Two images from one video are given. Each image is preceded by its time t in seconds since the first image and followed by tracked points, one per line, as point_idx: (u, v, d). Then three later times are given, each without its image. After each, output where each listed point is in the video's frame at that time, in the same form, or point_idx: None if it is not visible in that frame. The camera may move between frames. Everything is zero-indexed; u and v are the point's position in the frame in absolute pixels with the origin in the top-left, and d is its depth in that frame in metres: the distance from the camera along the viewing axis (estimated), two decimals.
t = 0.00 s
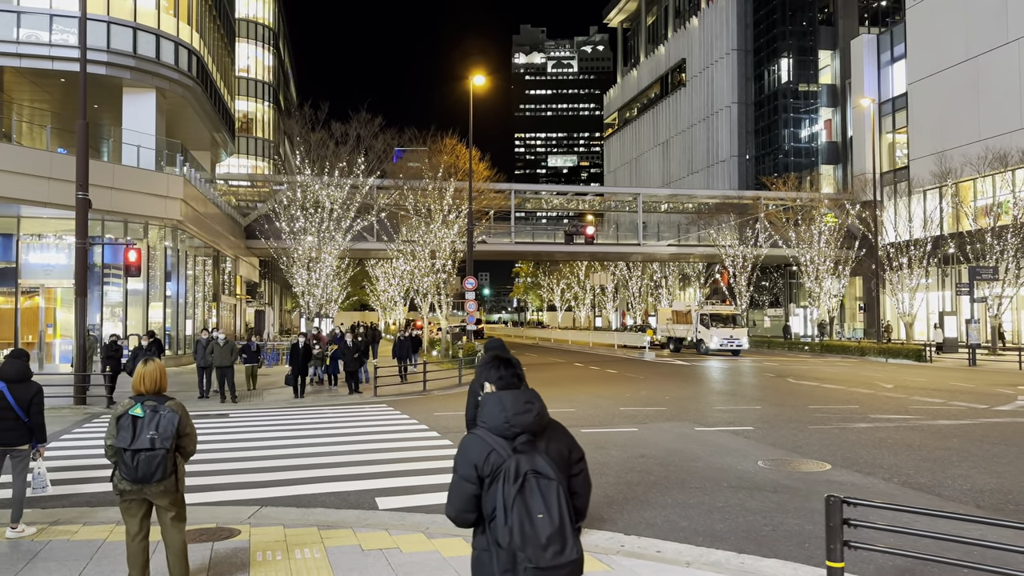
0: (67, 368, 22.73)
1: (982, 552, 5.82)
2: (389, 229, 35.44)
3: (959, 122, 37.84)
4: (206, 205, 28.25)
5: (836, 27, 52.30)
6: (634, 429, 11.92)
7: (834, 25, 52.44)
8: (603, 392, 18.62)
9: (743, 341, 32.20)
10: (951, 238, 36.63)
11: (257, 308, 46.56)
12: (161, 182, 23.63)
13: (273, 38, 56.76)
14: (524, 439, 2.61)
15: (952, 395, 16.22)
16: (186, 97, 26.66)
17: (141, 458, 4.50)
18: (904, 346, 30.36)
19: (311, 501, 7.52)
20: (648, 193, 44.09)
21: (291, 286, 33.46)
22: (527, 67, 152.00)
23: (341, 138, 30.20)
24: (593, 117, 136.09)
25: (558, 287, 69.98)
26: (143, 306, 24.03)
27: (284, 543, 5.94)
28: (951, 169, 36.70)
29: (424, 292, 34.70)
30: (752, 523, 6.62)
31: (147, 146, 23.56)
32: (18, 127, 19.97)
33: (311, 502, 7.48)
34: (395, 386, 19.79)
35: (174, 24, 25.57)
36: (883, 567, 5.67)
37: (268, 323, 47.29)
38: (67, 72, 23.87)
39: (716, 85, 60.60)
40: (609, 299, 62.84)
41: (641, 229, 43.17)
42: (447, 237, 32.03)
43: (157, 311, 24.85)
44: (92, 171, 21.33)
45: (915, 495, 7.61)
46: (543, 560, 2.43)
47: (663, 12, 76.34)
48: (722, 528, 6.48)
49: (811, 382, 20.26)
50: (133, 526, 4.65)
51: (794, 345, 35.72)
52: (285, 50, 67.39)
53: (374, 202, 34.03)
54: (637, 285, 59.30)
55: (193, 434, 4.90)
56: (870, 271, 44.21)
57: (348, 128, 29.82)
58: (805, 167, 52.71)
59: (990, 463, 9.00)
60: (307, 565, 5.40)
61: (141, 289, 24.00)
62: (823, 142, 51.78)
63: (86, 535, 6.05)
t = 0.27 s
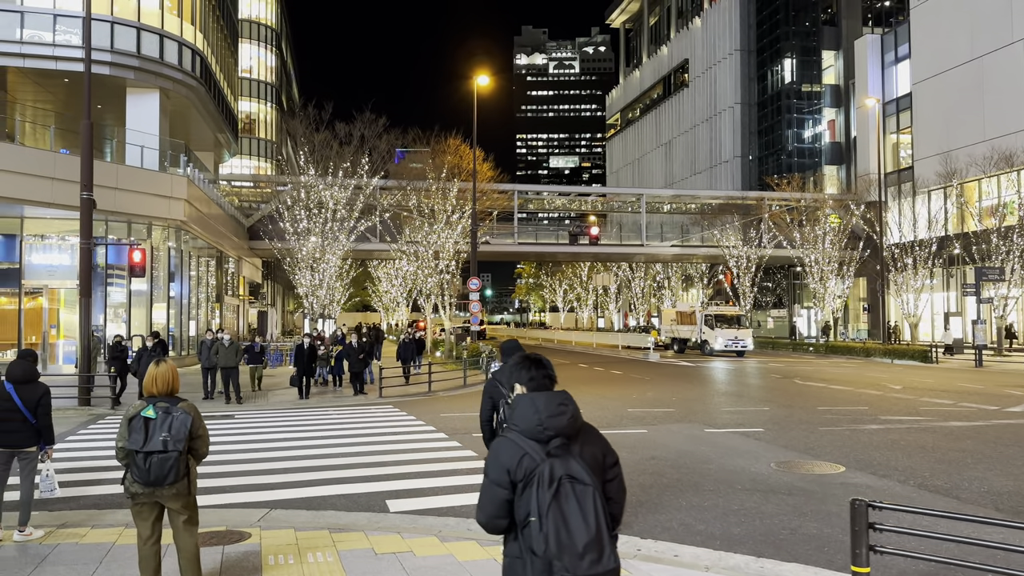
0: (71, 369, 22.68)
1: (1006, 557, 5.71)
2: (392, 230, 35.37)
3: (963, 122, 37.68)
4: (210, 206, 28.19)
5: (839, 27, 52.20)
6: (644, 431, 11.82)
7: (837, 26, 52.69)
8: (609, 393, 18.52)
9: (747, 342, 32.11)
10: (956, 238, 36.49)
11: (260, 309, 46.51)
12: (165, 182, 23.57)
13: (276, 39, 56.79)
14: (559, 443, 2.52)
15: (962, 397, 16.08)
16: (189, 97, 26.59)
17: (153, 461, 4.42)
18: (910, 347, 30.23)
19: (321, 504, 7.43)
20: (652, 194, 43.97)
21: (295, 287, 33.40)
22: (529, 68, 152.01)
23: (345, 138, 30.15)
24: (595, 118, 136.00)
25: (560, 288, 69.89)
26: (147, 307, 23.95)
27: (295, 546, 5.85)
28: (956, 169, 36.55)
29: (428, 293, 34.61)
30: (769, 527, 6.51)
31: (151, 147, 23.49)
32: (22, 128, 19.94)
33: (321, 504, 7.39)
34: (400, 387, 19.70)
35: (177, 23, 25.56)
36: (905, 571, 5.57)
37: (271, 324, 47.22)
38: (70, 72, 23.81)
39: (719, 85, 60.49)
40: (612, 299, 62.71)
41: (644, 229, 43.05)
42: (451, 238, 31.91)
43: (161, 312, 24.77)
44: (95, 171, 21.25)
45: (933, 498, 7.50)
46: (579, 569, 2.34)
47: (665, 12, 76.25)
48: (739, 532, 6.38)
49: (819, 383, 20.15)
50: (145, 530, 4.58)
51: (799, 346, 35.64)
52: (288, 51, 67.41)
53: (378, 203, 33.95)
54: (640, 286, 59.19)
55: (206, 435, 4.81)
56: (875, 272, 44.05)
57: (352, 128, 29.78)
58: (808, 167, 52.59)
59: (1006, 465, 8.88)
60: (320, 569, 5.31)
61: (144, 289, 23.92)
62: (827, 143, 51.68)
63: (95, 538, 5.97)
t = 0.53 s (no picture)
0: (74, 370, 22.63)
1: None
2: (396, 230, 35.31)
3: (968, 122, 37.54)
4: (213, 206, 28.13)
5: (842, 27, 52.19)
6: (652, 433, 11.73)
7: (841, 26, 52.64)
8: (615, 394, 18.42)
9: (752, 342, 32.03)
10: (961, 239, 36.38)
11: (262, 309, 46.46)
12: (168, 182, 23.50)
13: (278, 40, 56.77)
14: (590, 449, 2.45)
15: (971, 398, 15.95)
16: (192, 97, 26.52)
17: (163, 464, 4.32)
18: (915, 348, 30.12)
19: (329, 507, 7.34)
20: (656, 194, 43.83)
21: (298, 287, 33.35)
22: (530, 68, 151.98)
23: (349, 138, 30.11)
24: (597, 118, 135.88)
25: (563, 289, 69.82)
26: (150, 307, 23.87)
27: (305, 550, 5.76)
28: (961, 169, 36.41)
29: (431, 294, 34.53)
30: (785, 531, 6.41)
31: (154, 147, 23.42)
32: (25, 128, 19.88)
33: (330, 508, 7.29)
34: (404, 388, 19.61)
35: (181, 24, 25.51)
36: None
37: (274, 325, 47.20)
38: (73, 72, 23.76)
39: (721, 86, 60.39)
40: (615, 300, 62.63)
41: (648, 230, 42.94)
42: (454, 238, 31.82)
43: (163, 313, 24.67)
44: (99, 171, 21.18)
45: (949, 501, 7.38)
46: None
47: (668, 13, 76.13)
48: (755, 536, 6.29)
49: (826, 384, 20.03)
50: (154, 535, 4.51)
51: (803, 347, 35.56)
52: (291, 52, 67.41)
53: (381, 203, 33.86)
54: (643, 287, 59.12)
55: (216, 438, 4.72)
56: (879, 273, 43.89)
57: (356, 129, 29.73)
58: (811, 168, 52.45)
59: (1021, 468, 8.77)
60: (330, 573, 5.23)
61: (148, 290, 23.83)
62: (830, 143, 51.56)
63: (101, 542, 5.87)
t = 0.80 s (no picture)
0: (76, 370, 22.59)
1: None
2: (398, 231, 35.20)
3: (972, 122, 37.36)
4: (215, 206, 28.05)
5: (845, 27, 52.07)
6: (658, 433, 11.62)
7: (844, 25, 52.51)
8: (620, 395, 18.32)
9: (756, 342, 31.91)
10: (965, 238, 36.23)
11: (264, 309, 46.40)
12: (170, 182, 23.42)
13: (280, 40, 56.73)
14: (612, 451, 2.36)
15: (978, 398, 15.83)
16: (194, 97, 26.45)
17: (167, 465, 4.23)
18: (920, 348, 29.98)
19: (334, 508, 7.25)
20: (659, 194, 43.69)
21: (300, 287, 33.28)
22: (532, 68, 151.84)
23: (352, 137, 30.04)
24: (598, 118, 135.75)
25: (565, 289, 69.74)
26: (152, 307, 23.79)
27: (311, 553, 5.67)
28: (966, 169, 36.24)
29: (433, 294, 34.42)
30: (798, 533, 6.31)
31: (156, 146, 23.33)
32: (27, 127, 19.78)
33: (335, 509, 7.21)
34: (407, 388, 19.53)
35: (182, 23, 25.44)
36: None
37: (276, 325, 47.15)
38: (75, 71, 23.69)
39: (724, 85, 60.24)
40: (617, 300, 62.53)
41: (651, 230, 42.82)
42: (456, 238, 31.70)
43: (166, 313, 24.59)
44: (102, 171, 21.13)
45: (963, 502, 7.27)
46: None
47: (670, 12, 76.00)
48: (767, 538, 6.19)
49: (831, 384, 19.91)
50: (158, 537, 4.42)
51: (807, 347, 35.43)
52: (293, 52, 67.39)
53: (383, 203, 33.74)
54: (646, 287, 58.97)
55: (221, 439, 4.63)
56: (883, 273, 43.73)
57: (359, 128, 29.65)
58: (814, 167, 52.26)
59: None
60: None
61: (149, 290, 23.74)
62: (833, 143, 51.41)
63: (103, 544, 5.79)
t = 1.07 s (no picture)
0: (78, 370, 22.54)
1: None
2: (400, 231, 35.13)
3: (976, 121, 37.23)
4: (217, 206, 27.98)
5: (848, 26, 52.02)
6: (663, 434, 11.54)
7: (846, 25, 52.35)
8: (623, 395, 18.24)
9: (759, 343, 31.82)
10: (969, 238, 36.13)
11: (266, 310, 46.36)
12: (172, 182, 23.35)
13: (281, 39, 56.67)
14: (633, 457, 2.29)
15: (984, 399, 15.73)
16: (196, 96, 26.39)
17: (171, 469, 4.16)
18: (924, 348, 29.87)
19: (338, 511, 7.17)
20: (661, 194, 43.56)
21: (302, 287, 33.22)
22: (533, 68, 151.77)
23: (353, 137, 30.00)
24: (600, 118, 135.63)
25: (566, 289, 69.65)
26: (154, 307, 23.70)
27: (316, 557, 5.60)
28: (969, 168, 36.13)
29: (435, 294, 34.33)
30: (809, 537, 6.23)
31: (158, 146, 23.27)
32: (28, 127, 19.71)
33: (339, 512, 7.12)
34: (410, 389, 19.46)
35: (184, 22, 25.35)
36: None
37: (277, 325, 47.08)
38: (77, 71, 23.63)
39: (726, 85, 60.14)
40: (619, 300, 62.44)
41: (653, 230, 42.71)
42: (459, 238, 31.61)
43: (167, 313, 24.50)
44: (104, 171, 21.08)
45: (974, 505, 7.18)
46: None
47: (671, 12, 75.92)
48: (778, 542, 6.11)
49: (835, 384, 19.82)
50: (161, 542, 4.36)
51: (810, 347, 35.32)
52: (294, 52, 67.36)
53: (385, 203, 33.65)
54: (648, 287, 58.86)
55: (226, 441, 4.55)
56: (886, 273, 43.62)
57: (361, 128, 29.61)
58: (816, 167, 52.12)
59: None
60: None
61: (151, 290, 23.64)
62: (836, 143, 51.31)
63: (106, 547, 5.72)
